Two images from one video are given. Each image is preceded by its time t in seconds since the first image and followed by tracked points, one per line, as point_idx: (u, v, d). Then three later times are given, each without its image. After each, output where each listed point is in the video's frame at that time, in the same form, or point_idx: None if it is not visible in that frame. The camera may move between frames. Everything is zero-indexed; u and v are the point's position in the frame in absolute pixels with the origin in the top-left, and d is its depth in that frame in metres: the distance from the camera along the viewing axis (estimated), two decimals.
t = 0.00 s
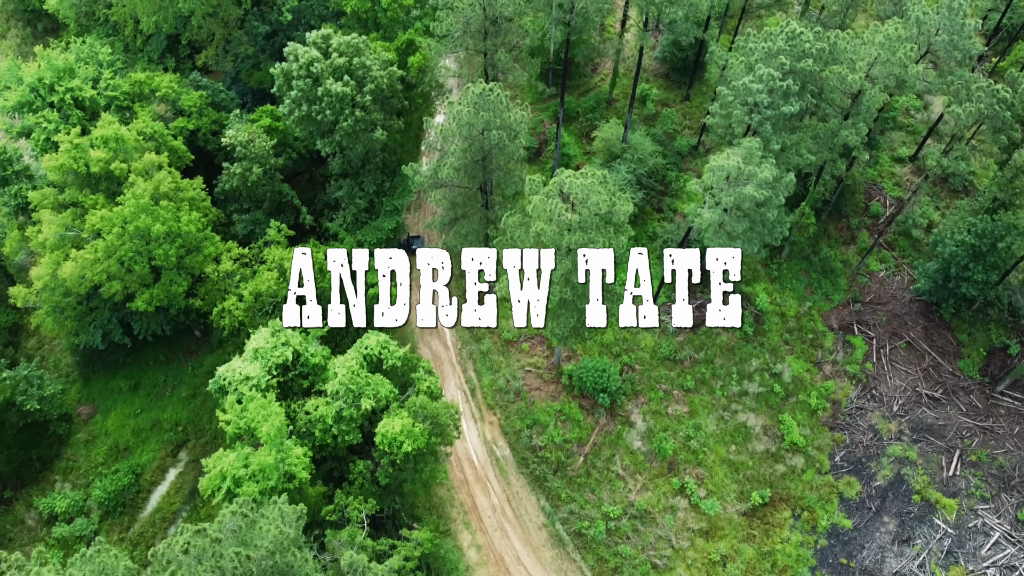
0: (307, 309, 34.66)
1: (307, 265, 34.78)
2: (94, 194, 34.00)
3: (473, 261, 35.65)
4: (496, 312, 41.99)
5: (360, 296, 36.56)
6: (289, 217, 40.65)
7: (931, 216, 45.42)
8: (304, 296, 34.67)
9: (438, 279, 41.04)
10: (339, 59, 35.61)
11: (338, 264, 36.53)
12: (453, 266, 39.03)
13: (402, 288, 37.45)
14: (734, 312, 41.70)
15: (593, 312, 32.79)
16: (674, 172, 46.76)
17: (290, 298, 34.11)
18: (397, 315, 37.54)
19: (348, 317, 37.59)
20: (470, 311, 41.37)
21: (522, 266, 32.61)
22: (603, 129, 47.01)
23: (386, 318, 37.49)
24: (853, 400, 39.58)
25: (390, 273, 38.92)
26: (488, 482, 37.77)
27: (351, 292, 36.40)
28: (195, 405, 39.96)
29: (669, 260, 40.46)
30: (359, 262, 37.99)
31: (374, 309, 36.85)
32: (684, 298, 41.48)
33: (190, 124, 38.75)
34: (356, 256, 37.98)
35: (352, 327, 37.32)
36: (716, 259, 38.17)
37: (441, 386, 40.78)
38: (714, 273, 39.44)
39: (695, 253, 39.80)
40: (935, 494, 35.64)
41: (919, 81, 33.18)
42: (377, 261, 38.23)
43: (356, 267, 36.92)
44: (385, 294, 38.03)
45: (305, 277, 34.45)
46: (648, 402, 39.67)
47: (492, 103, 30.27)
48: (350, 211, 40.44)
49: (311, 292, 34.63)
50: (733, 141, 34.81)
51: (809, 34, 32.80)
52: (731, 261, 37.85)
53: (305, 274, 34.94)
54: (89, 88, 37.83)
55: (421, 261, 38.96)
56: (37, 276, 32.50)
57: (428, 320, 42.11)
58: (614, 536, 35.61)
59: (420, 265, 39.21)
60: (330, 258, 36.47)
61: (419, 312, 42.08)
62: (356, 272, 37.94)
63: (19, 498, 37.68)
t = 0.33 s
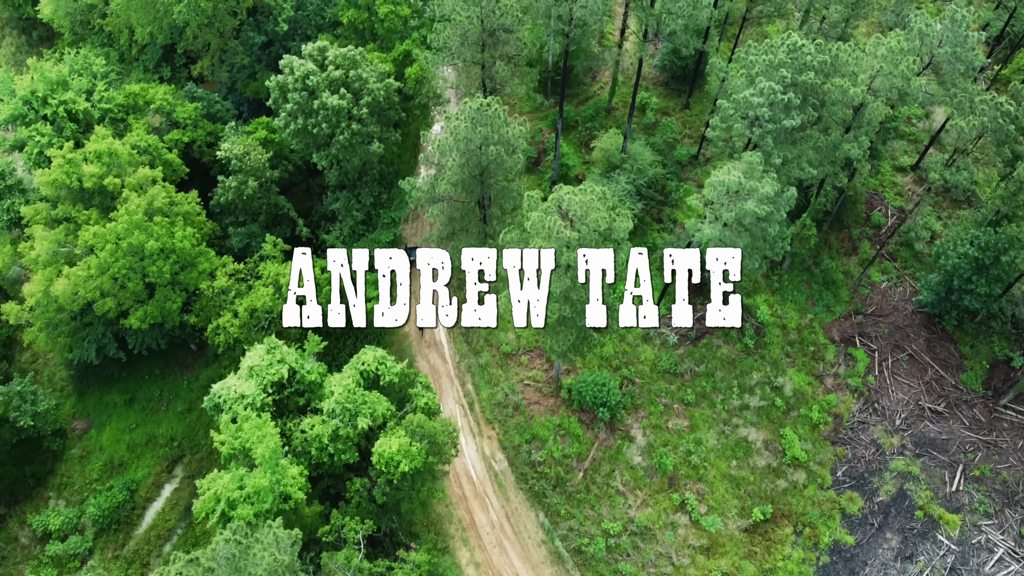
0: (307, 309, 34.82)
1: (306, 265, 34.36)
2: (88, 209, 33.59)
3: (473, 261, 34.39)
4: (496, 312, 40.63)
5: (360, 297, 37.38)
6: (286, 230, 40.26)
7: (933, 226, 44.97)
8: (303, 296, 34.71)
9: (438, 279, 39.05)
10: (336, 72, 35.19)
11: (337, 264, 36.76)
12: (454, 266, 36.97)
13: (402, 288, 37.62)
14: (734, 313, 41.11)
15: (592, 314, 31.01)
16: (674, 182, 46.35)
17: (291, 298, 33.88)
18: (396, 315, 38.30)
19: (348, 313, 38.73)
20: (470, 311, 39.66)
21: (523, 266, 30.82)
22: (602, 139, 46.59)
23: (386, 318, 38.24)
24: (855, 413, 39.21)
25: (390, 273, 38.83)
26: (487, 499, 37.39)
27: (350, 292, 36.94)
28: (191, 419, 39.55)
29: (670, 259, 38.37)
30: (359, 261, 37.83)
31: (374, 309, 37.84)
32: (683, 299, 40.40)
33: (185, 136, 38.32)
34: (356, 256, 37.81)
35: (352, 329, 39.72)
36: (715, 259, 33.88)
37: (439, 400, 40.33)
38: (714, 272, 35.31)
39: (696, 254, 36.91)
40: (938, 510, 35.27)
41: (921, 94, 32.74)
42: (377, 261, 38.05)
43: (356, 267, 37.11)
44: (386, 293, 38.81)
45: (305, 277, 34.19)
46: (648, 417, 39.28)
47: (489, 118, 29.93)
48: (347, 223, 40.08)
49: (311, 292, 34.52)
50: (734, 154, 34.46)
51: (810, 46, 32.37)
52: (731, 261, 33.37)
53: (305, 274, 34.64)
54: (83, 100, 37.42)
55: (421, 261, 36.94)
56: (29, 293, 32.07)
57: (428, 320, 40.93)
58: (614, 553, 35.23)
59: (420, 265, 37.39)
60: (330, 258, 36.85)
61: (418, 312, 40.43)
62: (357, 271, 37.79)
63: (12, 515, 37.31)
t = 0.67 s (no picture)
0: (307, 309, 35.67)
1: (306, 265, 35.28)
2: (80, 227, 33.14)
3: (473, 261, 33.53)
4: (495, 312, 35.47)
5: (360, 297, 38.29)
6: (281, 244, 39.85)
7: (935, 238, 44.54)
8: (304, 296, 35.52)
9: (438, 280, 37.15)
10: (331, 87, 34.71)
11: (338, 264, 37.61)
12: (454, 266, 35.47)
13: (401, 287, 38.70)
14: (734, 312, 39.75)
15: (592, 313, 29.52)
16: (674, 194, 45.92)
17: (291, 298, 34.11)
18: (396, 315, 39.14)
19: (350, 311, 39.61)
20: (469, 311, 36.95)
21: (523, 266, 29.94)
22: (601, 150, 46.10)
23: (386, 318, 39.18)
24: (857, 429, 38.78)
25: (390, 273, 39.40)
26: (485, 517, 36.95)
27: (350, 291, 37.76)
28: (185, 436, 39.12)
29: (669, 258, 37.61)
30: (359, 261, 38.48)
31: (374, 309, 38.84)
32: (684, 299, 38.33)
33: (179, 151, 37.81)
34: (356, 256, 38.48)
35: (349, 344, 40.33)
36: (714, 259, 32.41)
37: (437, 417, 39.84)
38: (712, 273, 33.65)
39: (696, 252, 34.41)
40: (941, 528, 34.86)
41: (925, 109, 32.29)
42: (378, 261, 38.67)
43: (355, 267, 37.92)
44: (385, 293, 39.25)
45: (305, 277, 34.95)
46: (648, 433, 38.85)
47: (487, 136, 29.35)
48: (344, 238, 39.59)
49: (312, 293, 35.33)
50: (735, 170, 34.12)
51: (812, 61, 31.94)
52: (732, 261, 32.02)
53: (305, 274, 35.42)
54: (76, 115, 36.97)
55: (421, 262, 35.62)
56: (20, 313, 31.59)
57: (427, 319, 41.68)
58: (614, 573, 34.82)
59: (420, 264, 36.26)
60: (330, 259, 37.64)
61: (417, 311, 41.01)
62: (357, 272, 38.46)
63: (5, 535, 36.85)
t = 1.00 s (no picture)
0: (308, 309, 34.64)
1: (306, 265, 36.39)
2: (71, 247, 32.64)
3: (474, 261, 32.34)
4: (495, 311, 32.25)
5: (360, 297, 36.99)
6: (277, 260, 39.41)
7: (938, 252, 44.04)
8: (304, 297, 35.15)
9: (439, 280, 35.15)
10: (326, 103, 34.18)
11: (338, 264, 37.11)
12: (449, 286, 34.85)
13: (401, 288, 38.13)
14: (734, 313, 37.66)
15: (591, 314, 28.11)
16: (674, 207, 45.50)
17: (291, 298, 34.17)
18: (396, 315, 37.79)
19: (346, 322, 38.07)
20: (470, 311, 34.06)
21: (523, 266, 29.23)
22: (600, 163, 45.56)
23: (386, 319, 37.62)
24: (859, 448, 38.32)
25: (390, 274, 38.61)
26: (483, 538, 36.47)
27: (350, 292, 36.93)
28: (180, 456, 38.64)
29: (668, 259, 39.13)
30: (359, 261, 37.72)
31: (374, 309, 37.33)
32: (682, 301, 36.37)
33: (172, 167, 37.26)
34: (356, 256, 37.73)
35: (346, 362, 39.73)
36: (714, 258, 31.25)
37: (435, 435, 39.33)
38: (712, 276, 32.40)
39: (695, 252, 35.53)
40: (945, 549, 34.42)
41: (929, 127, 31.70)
42: (377, 261, 37.88)
43: (355, 267, 37.25)
44: (385, 294, 38.29)
45: (303, 276, 35.15)
46: (648, 452, 38.37)
47: (484, 156, 28.68)
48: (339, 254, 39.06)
49: (311, 292, 34.82)
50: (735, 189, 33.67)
51: (815, 77, 31.41)
52: (732, 261, 30.88)
53: (304, 274, 36.17)
54: (68, 131, 36.52)
55: (420, 262, 33.46)
56: (10, 336, 31.05)
57: (429, 320, 39.15)
58: None
59: (420, 264, 34.00)
60: (331, 259, 37.18)
61: (418, 312, 38.89)
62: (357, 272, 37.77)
63: None
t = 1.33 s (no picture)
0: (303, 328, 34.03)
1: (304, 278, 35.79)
2: (61, 269, 32.08)
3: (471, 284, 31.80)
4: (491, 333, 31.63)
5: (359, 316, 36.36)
6: (271, 278, 38.89)
7: (942, 267, 43.48)
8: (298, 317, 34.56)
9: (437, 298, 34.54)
10: (320, 121, 33.55)
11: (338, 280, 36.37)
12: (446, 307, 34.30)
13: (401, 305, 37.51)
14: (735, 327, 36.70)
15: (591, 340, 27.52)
16: (674, 221, 45.11)
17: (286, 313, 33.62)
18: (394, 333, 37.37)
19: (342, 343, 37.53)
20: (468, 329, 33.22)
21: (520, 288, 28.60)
22: (599, 177, 44.93)
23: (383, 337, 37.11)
24: (863, 468, 37.74)
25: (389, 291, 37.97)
26: (481, 561, 35.91)
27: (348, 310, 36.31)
28: (173, 476, 38.09)
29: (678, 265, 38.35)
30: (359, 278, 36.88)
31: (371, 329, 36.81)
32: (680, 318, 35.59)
33: (165, 185, 36.66)
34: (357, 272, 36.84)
35: (341, 381, 39.14)
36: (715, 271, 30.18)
37: (432, 455, 38.76)
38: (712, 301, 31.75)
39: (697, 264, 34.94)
40: (950, 573, 33.87)
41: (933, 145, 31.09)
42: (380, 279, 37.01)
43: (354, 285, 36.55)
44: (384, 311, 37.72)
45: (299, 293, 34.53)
46: (648, 472, 37.81)
47: (481, 179, 28.00)
48: (335, 271, 38.41)
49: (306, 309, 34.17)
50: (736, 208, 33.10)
51: (817, 96, 30.83)
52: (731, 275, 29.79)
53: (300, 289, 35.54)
54: (58, 149, 36.00)
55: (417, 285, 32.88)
56: None
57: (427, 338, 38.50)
58: None
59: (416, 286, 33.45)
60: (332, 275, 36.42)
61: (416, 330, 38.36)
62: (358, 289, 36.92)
63: None
